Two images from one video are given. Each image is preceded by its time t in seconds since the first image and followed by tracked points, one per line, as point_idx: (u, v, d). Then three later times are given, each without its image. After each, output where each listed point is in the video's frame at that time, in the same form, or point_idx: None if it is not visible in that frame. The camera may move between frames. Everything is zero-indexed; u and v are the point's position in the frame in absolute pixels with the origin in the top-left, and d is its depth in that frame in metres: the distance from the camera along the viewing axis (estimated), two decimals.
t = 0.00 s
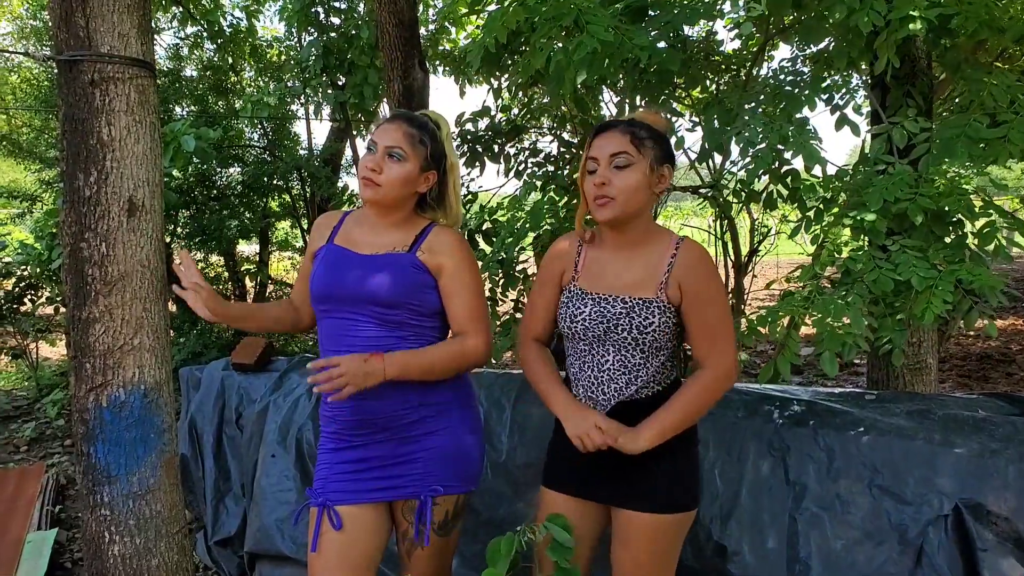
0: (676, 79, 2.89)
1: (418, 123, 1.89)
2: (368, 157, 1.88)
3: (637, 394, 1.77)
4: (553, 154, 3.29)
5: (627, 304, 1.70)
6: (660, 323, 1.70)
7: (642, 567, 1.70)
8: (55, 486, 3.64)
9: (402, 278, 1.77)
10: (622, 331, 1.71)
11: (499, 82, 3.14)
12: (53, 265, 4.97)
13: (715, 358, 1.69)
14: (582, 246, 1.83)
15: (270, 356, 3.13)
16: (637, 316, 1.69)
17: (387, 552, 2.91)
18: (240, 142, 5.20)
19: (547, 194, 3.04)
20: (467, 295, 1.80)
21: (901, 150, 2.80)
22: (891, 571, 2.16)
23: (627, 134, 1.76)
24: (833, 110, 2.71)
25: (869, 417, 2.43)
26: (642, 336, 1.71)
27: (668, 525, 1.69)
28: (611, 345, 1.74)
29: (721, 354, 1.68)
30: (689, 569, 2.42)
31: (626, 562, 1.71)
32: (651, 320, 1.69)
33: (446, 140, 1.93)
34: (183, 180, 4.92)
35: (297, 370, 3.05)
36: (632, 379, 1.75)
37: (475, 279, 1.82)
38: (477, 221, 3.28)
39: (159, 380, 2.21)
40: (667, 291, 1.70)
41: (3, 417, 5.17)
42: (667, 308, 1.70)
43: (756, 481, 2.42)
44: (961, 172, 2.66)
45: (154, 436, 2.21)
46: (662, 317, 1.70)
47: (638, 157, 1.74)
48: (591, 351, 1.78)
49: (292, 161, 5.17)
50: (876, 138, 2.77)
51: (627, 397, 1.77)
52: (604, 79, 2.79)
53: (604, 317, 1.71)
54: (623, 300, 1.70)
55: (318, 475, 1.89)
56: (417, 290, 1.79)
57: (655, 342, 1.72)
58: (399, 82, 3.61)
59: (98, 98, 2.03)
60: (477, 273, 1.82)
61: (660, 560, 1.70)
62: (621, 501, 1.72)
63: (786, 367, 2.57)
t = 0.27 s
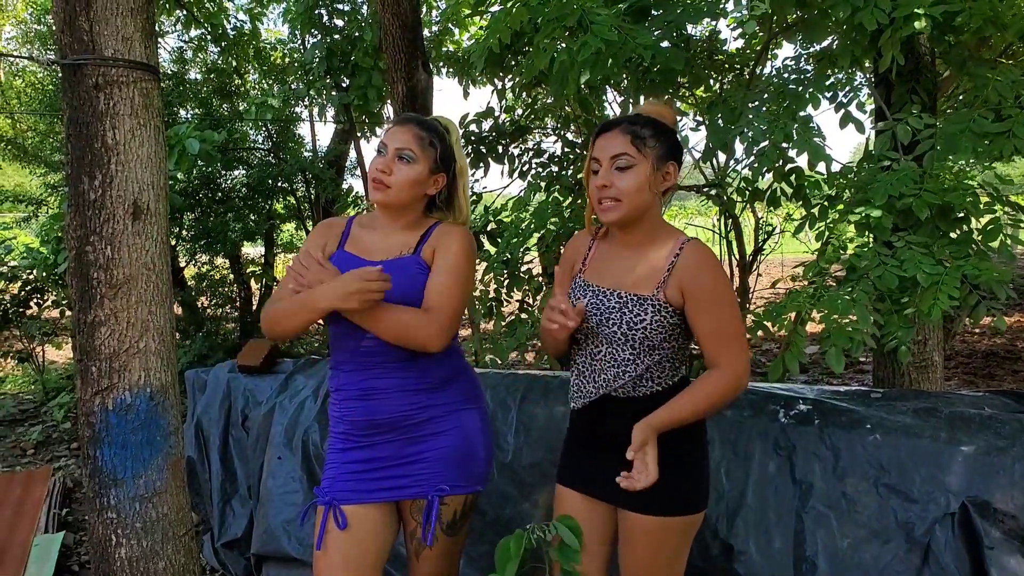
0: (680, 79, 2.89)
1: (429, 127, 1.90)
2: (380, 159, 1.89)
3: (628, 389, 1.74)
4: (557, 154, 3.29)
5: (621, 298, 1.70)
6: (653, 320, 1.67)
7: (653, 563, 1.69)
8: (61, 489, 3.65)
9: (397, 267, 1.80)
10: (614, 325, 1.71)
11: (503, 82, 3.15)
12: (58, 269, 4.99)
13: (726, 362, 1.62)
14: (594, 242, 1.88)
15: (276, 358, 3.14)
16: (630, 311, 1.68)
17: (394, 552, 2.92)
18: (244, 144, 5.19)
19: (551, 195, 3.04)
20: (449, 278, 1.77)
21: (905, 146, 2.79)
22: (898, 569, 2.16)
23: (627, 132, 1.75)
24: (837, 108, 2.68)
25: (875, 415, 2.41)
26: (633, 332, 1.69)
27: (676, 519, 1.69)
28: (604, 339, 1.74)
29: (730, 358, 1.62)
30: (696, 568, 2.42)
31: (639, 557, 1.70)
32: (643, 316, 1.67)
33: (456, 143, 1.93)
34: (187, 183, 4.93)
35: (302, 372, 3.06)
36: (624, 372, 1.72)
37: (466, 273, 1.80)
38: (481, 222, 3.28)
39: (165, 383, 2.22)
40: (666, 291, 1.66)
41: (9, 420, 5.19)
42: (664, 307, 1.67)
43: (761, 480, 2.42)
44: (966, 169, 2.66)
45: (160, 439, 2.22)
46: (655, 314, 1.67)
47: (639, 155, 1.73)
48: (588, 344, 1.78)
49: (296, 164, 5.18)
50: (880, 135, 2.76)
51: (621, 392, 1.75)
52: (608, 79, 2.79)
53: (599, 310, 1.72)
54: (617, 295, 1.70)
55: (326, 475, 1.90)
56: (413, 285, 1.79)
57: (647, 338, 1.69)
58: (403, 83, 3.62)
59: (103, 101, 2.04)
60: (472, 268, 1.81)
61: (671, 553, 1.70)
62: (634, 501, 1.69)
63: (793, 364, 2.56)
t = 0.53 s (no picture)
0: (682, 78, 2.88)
1: (435, 128, 1.90)
2: (384, 159, 1.89)
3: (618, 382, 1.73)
4: (559, 154, 3.29)
5: (610, 290, 1.71)
6: (639, 310, 1.67)
7: (652, 563, 1.69)
8: (67, 490, 3.67)
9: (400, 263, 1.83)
10: (601, 316, 1.71)
11: (504, 82, 3.15)
12: (64, 271, 5.01)
13: (692, 360, 1.59)
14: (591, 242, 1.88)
15: (280, 360, 3.15)
16: (616, 302, 1.69)
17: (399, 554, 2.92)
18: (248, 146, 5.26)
19: (553, 194, 3.04)
20: (447, 268, 1.78)
21: (909, 143, 2.77)
22: (904, 569, 2.15)
23: (617, 132, 1.75)
24: (839, 106, 2.66)
25: (880, 415, 2.39)
26: (620, 321, 1.69)
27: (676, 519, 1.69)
28: (593, 330, 1.74)
29: (700, 358, 1.59)
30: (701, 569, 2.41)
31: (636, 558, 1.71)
32: (630, 306, 1.67)
33: (461, 147, 1.94)
34: (191, 185, 4.94)
35: (306, 373, 3.06)
36: (611, 363, 1.72)
37: (468, 270, 1.83)
38: (484, 223, 3.28)
39: (169, 385, 2.23)
40: (651, 280, 1.67)
41: (17, 422, 5.23)
42: (648, 297, 1.66)
43: (766, 480, 2.41)
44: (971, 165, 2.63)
45: (164, 441, 2.22)
46: (641, 304, 1.67)
47: (629, 155, 1.73)
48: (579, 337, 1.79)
49: (300, 165, 5.19)
50: (883, 133, 2.74)
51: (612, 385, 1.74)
52: (609, 78, 2.78)
53: (588, 302, 1.73)
54: (605, 286, 1.72)
55: (333, 477, 1.88)
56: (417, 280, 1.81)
57: (635, 329, 1.68)
58: (404, 84, 3.62)
59: (105, 105, 2.04)
60: (473, 267, 1.84)
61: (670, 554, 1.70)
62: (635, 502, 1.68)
63: (800, 363, 2.54)
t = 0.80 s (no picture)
0: (694, 73, 2.86)
1: (451, 128, 1.92)
2: (400, 160, 1.90)
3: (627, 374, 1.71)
4: (572, 151, 3.29)
5: (611, 284, 1.69)
6: (641, 300, 1.65)
7: (650, 563, 1.62)
8: (92, 492, 3.72)
9: (424, 276, 1.82)
10: (605, 309, 1.70)
11: (516, 81, 3.15)
12: (85, 276, 5.09)
13: (694, 349, 1.59)
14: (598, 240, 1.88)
15: (298, 361, 3.17)
16: (618, 293, 1.68)
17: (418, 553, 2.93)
18: (263, 150, 5.23)
19: (566, 192, 3.05)
20: (476, 290, 1.82)
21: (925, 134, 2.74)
22: (926, 564, 2.10)
23: (628, 132, 1.75)
24: (852, 97, 2.64)
25: (900, 410, 2.38)
26: (624, 312, 1.67)
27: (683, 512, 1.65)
28: (600, 325, 1.73)
29: (700, 350, 1.59)
30: (720, 565, 2.39)
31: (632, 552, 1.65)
32: (631, 296, 1.66)
33: (478, 148, 1.96)
34: (208, 189, 5.00)
35: (324, 375, 3.09)
36: (620, 357, 1.71)
37: (491, 276, 1.86)
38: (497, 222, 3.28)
39: (189, 387, 2.25)
40: (651, 270, 1.65)
41: (41, 426, 5.31)
42: (649, 286, 1.65)
43: (785, 476, 2.38)
44: (990, 155, 2.60)
45: (186, 443, 2.25)
46: (642, 294, 1.65)
47: (637, 155, 1.74)
48: (588, 333, 1.78)
49: (315, 168, 5.22)
50: (899, 124, 2.71)
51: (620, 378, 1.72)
52: (621, 74, 2.77)
53: (592, 297, 1.72)
54: (606, 281, 1.71)
55: (353, 477, 1.87)
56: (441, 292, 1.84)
57: (639, 319, 1.67)
58: (416, 86, 3.63)
59: (123, 112, 2.07)
60: (493, 273, 1.86)
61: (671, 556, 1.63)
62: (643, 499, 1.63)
63: (816, 359, 2.52)
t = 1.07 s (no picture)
0: (715, 70, 2.86)
1: (472, 126, 1.93)
2: (426, 162, 1.92)
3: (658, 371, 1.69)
4: (592, 149, 3.30)
5: (639, 280, 1.69)
6: (671, 296, 1.65)
7: (662, 555, 1.58)
8: (118, 488, 3.77)
9: (456, 279, 1.83)
10: (635, 306, 1.69)
11: (536, 80, 3.16)
12: (109, 275, 5.16)
13: (727, 334, 1.59)
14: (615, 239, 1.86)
15: (320, 359, 3.21)
16: (648, 290, 1.67)
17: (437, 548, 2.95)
18: (284, 149, 5.31)
19: (587, 190, 3.05)
20: (506, 296, 1.83)
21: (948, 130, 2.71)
22: (951, 563, 2.09)
23: (654, 133, 1.75)
24: (873, 93, 2.63)
25: (924, 408, 2.35)
26: (654, 309, 1.67)
27: (701, 516, 1.60)
28: (629, 322, 1.72)
29: (736, 332, 1.60)
30: (742, 563, 2.37)
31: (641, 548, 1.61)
32: (661, 292, 1.66)
33: (500, 144, 1.97)
34: (229, 188, 5.05)
35: (346, 372, 3.12)
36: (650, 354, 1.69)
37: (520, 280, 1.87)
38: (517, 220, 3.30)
39: (216, 385, 2.28)
40: (679, 266, 1.66)
41: (68, 423, 5.38)
42: (678, 282, 1.66)
43: (807, 474, 2.36)
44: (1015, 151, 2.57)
45: (212, 439, 2.28)
46: (672, 289, 1.66)
47: (661, 156, 1.73)
48: (614, 331, 1.76)
49: (335, 167, 5.26)
50: (921, 120, 2.69)
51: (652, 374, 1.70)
52: (641, 72, 2.77)
53: (619, 294, 1.71)
54: (634, 277, 1.70)
55: (371, 469, 1.89)
56: (470, 295, 1.84)
57: (670, 315, 1.67)
58: (437, 85, 3.65)
59: (149, 113, 2.10)
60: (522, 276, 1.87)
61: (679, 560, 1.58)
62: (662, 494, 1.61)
63: (830, 356, 2.50)
